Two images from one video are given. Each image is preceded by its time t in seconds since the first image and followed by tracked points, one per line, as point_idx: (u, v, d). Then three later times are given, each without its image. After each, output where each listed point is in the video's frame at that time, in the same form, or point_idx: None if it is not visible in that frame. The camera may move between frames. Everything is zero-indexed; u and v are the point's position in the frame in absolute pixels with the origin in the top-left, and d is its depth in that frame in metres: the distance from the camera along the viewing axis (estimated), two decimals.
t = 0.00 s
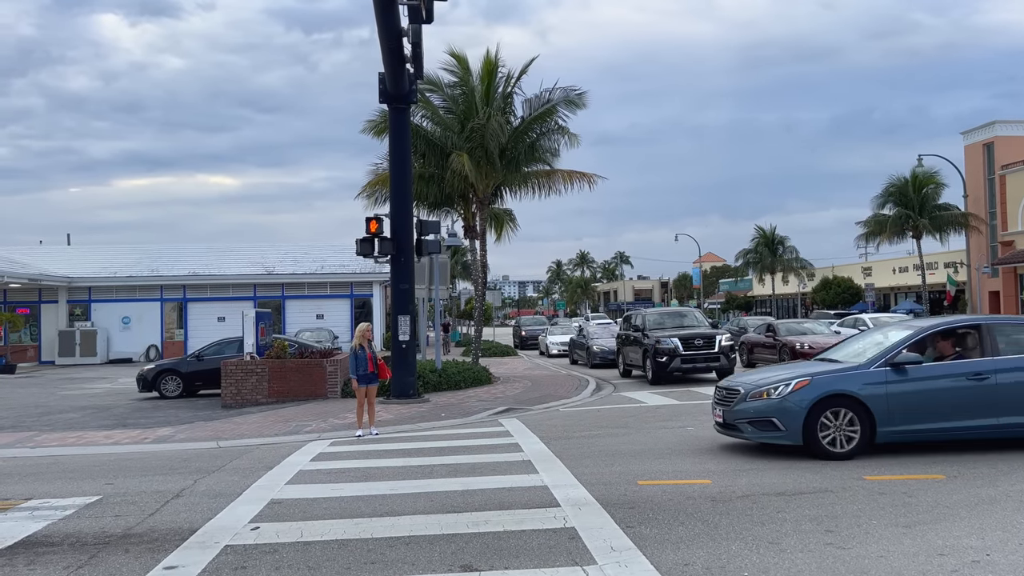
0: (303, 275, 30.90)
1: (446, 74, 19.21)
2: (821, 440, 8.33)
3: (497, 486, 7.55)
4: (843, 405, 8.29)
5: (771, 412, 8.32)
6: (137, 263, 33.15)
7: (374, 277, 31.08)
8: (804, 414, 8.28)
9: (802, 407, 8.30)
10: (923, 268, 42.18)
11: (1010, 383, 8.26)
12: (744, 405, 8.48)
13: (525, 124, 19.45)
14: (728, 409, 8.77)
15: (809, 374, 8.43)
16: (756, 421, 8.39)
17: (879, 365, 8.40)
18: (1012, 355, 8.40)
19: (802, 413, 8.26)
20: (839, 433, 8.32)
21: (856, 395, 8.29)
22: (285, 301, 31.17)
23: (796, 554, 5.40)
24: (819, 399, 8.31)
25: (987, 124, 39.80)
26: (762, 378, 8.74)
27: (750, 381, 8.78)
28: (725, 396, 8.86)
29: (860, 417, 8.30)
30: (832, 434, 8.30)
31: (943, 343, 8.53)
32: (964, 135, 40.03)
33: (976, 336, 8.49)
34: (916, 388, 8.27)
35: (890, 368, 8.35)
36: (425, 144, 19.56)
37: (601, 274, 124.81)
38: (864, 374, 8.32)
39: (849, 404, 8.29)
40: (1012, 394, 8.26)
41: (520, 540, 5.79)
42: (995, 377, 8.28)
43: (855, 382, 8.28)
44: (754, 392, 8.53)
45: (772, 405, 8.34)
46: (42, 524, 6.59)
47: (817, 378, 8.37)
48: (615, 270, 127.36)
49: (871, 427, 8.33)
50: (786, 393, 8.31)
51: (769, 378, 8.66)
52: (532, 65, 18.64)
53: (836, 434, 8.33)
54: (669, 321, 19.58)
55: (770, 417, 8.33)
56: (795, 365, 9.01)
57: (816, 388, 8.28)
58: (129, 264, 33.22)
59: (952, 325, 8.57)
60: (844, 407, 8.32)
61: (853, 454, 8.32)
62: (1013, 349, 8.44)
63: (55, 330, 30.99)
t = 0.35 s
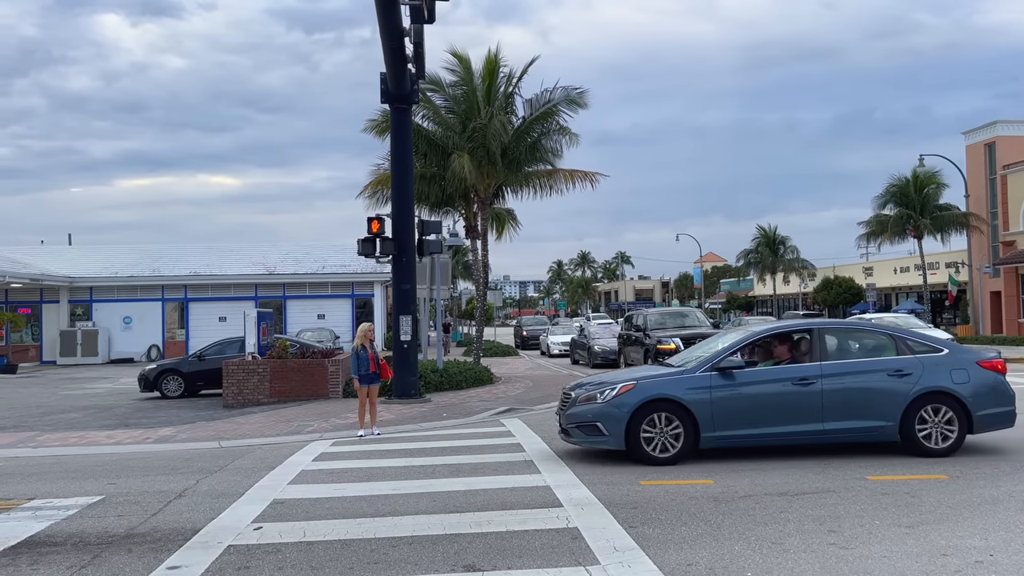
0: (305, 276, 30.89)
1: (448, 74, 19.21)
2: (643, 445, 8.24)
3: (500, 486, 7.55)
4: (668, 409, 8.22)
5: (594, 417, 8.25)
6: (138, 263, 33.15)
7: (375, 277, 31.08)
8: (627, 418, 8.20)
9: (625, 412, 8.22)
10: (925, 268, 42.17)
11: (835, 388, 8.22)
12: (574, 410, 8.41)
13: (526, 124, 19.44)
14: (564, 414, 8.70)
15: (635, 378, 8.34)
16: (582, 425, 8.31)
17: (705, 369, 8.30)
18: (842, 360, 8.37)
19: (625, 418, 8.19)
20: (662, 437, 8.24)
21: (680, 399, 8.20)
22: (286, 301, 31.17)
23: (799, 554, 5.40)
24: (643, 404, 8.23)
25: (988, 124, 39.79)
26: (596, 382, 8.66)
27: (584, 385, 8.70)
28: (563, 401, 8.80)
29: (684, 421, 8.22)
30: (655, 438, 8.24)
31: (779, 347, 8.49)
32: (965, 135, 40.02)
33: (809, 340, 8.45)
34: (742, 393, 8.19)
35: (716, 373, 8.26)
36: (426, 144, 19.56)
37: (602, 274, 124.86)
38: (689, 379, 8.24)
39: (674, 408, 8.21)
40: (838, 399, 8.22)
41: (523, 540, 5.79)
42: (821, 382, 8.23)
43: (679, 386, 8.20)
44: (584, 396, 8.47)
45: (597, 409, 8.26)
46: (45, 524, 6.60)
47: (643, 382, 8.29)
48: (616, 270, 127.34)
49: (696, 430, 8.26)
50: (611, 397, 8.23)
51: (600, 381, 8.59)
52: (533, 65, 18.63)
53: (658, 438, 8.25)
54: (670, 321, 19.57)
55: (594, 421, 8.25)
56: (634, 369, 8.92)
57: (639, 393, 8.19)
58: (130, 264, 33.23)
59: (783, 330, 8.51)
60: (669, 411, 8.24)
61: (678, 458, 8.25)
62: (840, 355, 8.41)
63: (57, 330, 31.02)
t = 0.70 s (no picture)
0: (305, 276, 30.89)
1: (449, 74, 19.20)
2: (467, 451, 8.22)
3: (501, 486, 7.55)
4: (492, 415, 8.19)
5: (420, 423, 8.22)
6: (138, 263, 33.14)
7: (376, 277, 31.08)
8: (451, 424, 8.19)
9: (448, 417, 8.20)
10: (926, 268, 42.15)
11: (661, 394, 8.18)
12: (402, 416, 8.40)
13: (527, 124, 19.44)
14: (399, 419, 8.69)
15: (463, 384, 8.33)
16: (409, 431, 8.30)
17: (532, 374, 8.28)
18: (670, 364, 8.34)
19: (447, 424, 8.17)
20: (486, 443, 8.22)
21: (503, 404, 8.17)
22: (287, 300, 31.17)
23: (802, 555, 5.40)
24: (468, 409, 8.22)
25: (989, 124, 39.77)
26: (429, 387, 8.64)
27: (419, 391, 8.69)
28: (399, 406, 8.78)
29: (508, 427, 8.20)
30: (478, 444, 8.21)
31: (614, 352, 8.47)
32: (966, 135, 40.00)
33: (642, 343, 8.42)
34: (566, 398, 8.16)
35: (542, 378, 8.23)
36: (427, 143, 19.55)
37: (603, 274, 124.88)
38: (515, 384, 8.20)
39: (498, 413, 8.19)
40: (662, 404, 8.19)
41: (526, 541, 5.79)
42: (646, 387, 8.19)
43: (503, 391, 8.17)
44: (413, 401, 8.46)
45: (422, 415, 8.25)
46: (47, 524, 6.61)
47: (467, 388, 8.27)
48: (616, 270, 127.29)
49: (519, 436, 8.25)
50: (435, 403, 8.21)
51: (432, 387, 8.57)
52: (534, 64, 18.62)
53: (483, 444, 8.23)
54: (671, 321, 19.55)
55: (420, 427, 8.24)
56: (471, 373, 8.90)
57: (464, 398, 8.17)
58: (131, 263, 33.22)
59: (617, 335, 8.49)
60: (495, 418, 8.24)
61: (498, 464, 8.24)
62: (670, 359, 8.39)
63: (58, 330, 31.04)
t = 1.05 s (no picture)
0: (306, 275, 30.87)
1: (450, 74, 19.20)
2: (286, 457, 8.18)
3: (502, 487, 7.55)
4: (312, 421, 8.14)
5: (239, 430, 8.18)
6: (139, 263, 33.13)
7: (377, 277, 31.08)
8: (269, 431, 8.14)
9: (266, 423, 8.16)
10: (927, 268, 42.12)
11: (484, 399, 8.11)
12: (227, 422, 8.36)
13: (527, 124, 19.45)
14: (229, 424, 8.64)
15: (285, 389, 8.27)
16: (232, 437, 8.24)
17: (355, 380, 8.22)
18: (496, 368, 8.28)
19: (264, 430, 8.13)
20: (305, 450, 8.18)
21: (322, 410, 8.12)
22: (287, 300, 31.15)
23: (803, 555, 5.40)
24: (288, 415, 8.17)
25: (989, 124, 39.75)
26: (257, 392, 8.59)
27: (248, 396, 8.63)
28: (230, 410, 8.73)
29: (326, 433, 8.14)
30: (297, 451, 8.17)
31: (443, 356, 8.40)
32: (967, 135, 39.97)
33: (471, 348, 8.36)
34: (387, 404, 8.09)
35: (366, 384, 8.17)
36: (428, 143, 19.55)
37: (603, 274, 124.90)
38: (336, 390, 8.14)
39: (316, 419, 8.13)
40: (485, 410, 8.12)
41: (527, 541, 5.78)
42: (470, 392, 8.12)
43: (324, 397, 8.11)
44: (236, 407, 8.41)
45: (242, 422, 8.20)
46: (48, 524, 6.61)
47: (288, 394, 8.22)
48: (617, 270, 127.20)
49: (339, 442, 8.19)
50: (255, 408, 8.17)
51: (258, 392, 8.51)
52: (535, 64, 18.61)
53: (302, 450, 8.19)
54: (672, 321, 19.54)
55: (240, 433, 8.19)
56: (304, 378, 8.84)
57: (285, 404, 8.13)
58: (131, 263, 33.20)
59: (447, 339, 8.44)
60: (315, 424, 8.18)
61: (320, 470, 8.20)
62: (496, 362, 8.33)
63: (58, 330, 31.04)
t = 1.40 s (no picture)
0: (306, 275, 30.85)
1: (450, 73, 19.18)
2: (99, 463, 8.00)
3: (502, 486, 7.54)
4: (122, 426, 7.99)
5: (54, 436, 7.99)
6: (139, 263, 33.10)
7: (377, 276, 31.07)
8: (82, 436, 7.95)
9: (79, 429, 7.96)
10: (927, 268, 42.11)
11: (307, 405, 8.09)
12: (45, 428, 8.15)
13: (528, 123, 19.43)
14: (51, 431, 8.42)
15: (101, 394, 8.11)
16: (47, 443, 8.03)
17: (174, 385, 8.11)
18: (323, 375, 8.26)
19: (76, 436, 7.94)
20: (119, 456, 8.01)
21: (137, 415, 7.99)
22: (287, 300, 31.13)
23: (804, 555, 5.39)
24: (101, 420, 7.99)
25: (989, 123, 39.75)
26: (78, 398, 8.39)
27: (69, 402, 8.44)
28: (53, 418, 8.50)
29: (141, 438, 8.00)
30: (110, 457, 7.99)
31: (270, 362, 8.35)
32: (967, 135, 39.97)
33: (298, 353, 8.34)
34: (206, 410, 8.01)
35: (185, 389, 8.07)
36: (428, 143, 19.54)
37: (603, 274, 124.95)
38: (152, 395, 8.03)
39: (131, 424, 7.99)
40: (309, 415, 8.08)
41: (528, 541, 5.77)
42: (292, 397, 8.10)
43: (141, 402, 7.99)
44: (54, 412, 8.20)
45: (56, 427, 8.00)
46: (48, 524, 6.59)
47: (104, 398, 8.06)
48: (617, 269, 127.14)
49: (156, 448, 8.06)
50: (70, 412, 7.98)
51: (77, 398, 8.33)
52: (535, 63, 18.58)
53: (116, 456, 8.02)
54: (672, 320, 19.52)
55: (55, 439, 7.98)
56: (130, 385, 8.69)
57: (99, 409, 7.94)
58: (131, 263, 33.17)
59: (273, 343, 8.38)
60: (129, 429, 8.03)
61: (136, 476, 8.04)
62: (324, 367, 8.32)
63: (58, 329, 31.01)
